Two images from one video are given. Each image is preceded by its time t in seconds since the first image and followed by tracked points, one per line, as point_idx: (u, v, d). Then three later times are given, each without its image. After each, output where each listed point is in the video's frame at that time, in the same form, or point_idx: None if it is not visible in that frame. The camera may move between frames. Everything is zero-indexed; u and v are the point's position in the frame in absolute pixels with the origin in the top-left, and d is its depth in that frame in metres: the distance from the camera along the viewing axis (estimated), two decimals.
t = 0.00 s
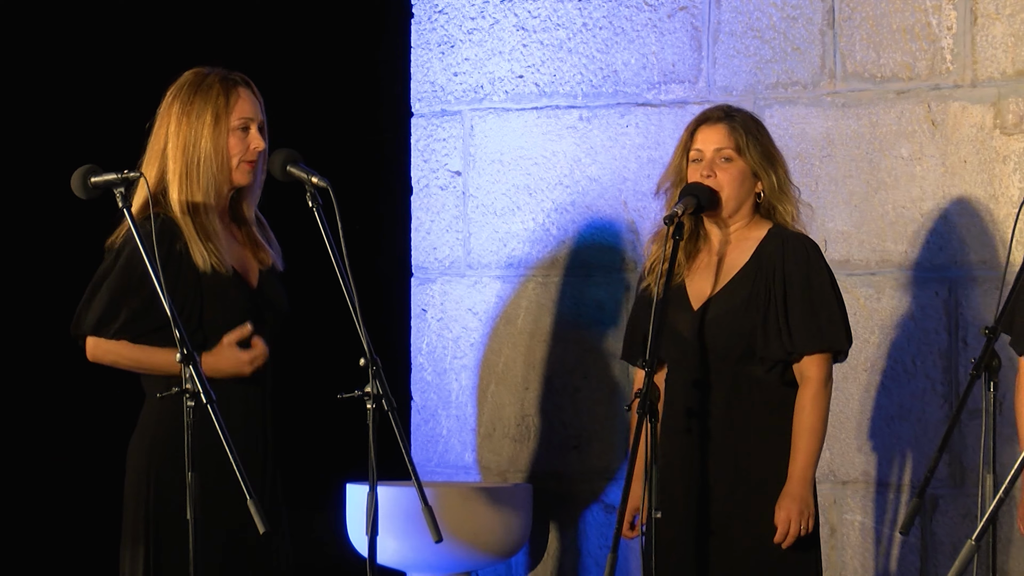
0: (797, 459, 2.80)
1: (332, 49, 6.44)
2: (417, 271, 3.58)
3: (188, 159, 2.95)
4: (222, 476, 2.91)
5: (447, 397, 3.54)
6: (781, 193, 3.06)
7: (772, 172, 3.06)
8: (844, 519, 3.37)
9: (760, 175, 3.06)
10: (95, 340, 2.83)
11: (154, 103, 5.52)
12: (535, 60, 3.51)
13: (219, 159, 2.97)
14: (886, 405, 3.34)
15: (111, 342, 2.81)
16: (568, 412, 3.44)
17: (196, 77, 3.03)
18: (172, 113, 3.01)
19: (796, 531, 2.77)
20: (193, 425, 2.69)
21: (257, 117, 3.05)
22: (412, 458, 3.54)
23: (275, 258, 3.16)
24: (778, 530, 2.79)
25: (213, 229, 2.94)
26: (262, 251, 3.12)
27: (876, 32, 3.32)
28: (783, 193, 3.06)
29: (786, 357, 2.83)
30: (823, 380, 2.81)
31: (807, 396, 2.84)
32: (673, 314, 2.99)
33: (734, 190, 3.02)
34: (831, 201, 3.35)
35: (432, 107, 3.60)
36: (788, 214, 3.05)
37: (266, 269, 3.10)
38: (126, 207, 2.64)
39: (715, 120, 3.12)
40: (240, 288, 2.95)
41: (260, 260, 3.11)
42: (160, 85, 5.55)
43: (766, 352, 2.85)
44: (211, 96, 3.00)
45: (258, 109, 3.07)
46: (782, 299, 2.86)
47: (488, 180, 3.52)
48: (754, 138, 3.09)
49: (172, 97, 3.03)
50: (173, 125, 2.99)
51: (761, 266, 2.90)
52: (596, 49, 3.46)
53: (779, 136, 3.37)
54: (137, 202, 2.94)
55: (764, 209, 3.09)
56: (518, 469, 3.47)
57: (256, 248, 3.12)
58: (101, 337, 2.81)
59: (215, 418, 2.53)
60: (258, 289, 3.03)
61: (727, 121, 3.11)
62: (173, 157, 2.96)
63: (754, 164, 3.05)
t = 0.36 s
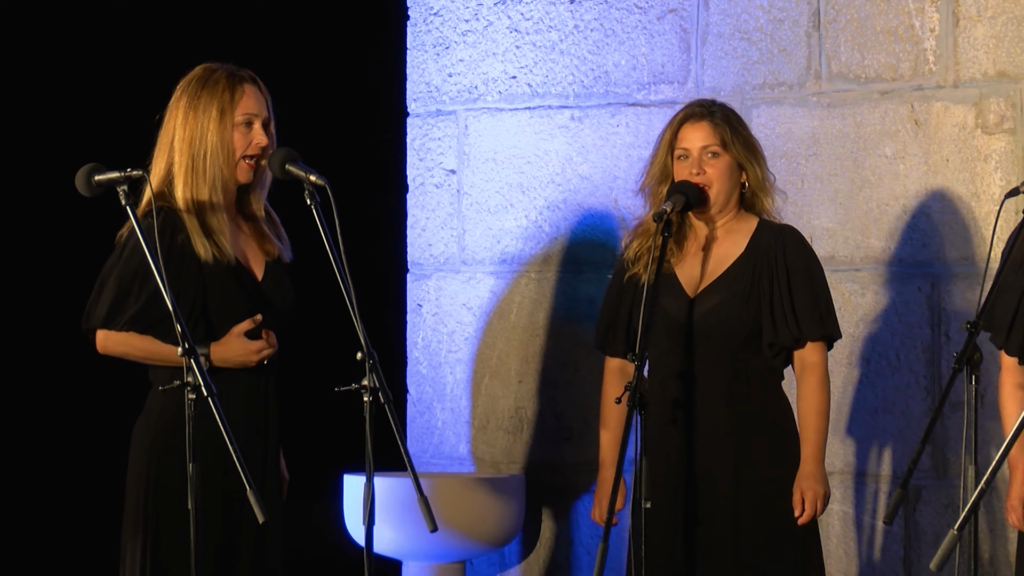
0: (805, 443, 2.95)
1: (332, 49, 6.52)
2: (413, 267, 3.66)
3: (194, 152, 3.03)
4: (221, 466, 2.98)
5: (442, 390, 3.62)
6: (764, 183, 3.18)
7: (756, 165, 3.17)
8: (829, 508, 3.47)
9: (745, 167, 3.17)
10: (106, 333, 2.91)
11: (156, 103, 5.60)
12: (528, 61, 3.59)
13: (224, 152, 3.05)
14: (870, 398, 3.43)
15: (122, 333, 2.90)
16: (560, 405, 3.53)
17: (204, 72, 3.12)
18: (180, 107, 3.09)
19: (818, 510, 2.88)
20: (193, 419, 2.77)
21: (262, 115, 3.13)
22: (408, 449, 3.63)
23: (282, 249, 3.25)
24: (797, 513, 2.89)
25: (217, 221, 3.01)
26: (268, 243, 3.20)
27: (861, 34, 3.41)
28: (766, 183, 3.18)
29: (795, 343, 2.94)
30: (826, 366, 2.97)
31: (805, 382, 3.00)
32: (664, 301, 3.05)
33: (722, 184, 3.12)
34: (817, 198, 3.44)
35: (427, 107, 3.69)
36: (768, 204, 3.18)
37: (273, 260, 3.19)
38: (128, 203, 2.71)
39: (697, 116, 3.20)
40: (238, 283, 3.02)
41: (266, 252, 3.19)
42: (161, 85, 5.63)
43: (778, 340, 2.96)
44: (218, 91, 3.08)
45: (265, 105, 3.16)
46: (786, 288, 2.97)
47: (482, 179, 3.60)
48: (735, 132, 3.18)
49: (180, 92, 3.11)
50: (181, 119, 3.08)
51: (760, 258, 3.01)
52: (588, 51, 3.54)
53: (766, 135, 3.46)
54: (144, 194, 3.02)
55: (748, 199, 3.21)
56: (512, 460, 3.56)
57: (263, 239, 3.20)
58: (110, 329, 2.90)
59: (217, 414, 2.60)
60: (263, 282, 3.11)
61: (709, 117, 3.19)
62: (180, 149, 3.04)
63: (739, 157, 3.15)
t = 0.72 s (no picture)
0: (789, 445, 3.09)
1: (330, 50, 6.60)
2: (407, 265, 3.75)
3: (196, 155, 3.12)
4: (219, 460, 3.07)
5: (435, 385, 3.70)
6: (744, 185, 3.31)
7: (736, 169, 3.30)
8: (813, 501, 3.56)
9: (727, 169, 3.29)
10: (105, 334, 3.01)
11: (157, 104, 5.69)
12: (519, 64, 3.68)
13: (224, 153, 3.14)
14: (854, 392, 3.54)
15: (121, 334, 2.98)
16: (551, 399, 3.61)
17: (200, 78, 3.21)
18: (178, 113, 3.18)
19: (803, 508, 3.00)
20: (193, 412, 2.86)
21: (259, 113, 3.22)
22: (403, 443, 3.71)
23: (283, 252, 3.34)
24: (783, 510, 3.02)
25: (218, 223, 3.10)
26: (270, 247, 3.30)
27: (845, 38, 3.49)
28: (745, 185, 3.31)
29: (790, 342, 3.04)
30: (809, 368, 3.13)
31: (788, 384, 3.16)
32: (653, 295, 3.13)
33: (707, 184, 3.22)
34: (801, 198, 3.54)
35: (421, 109, 3.77)
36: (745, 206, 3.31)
37: (274, 263, 3.27)
38: (131, 203, 2.79)
39: (683, 119, 3.31)
40: (237, 282, 3.11)
41: (267, 256, 3.28)
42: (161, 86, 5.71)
43: (774, 342, 3.05)
44: (214, 94, 3.17)
45: (260, 104, 3.24)
46: (778, 293, 3.08)
47: (474, 179, 3.69)
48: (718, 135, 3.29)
49: (178, 99, 3.20)
50: (180, 124, 3.16)
51: (751, 259, 3.12)
52: (578, 54, 3.63)
53: (751, 136, 3.55)
54: (147, 199, 3.11)
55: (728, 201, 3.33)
56: (503, 453, 3.64)
57: (265, 243, 3.29)
58: (110, 330, 2.99)
59: (216, 409, 2.68)
60: (262, 283, 3.20)
61: (693, 120, 3.30)
62: (182, 154, 3.13)
63: (722, 159, 3.28)
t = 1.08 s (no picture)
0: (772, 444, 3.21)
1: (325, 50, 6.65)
2: (399, 263, 3.83)
3: (196, 159, 3.20)
4: (216, 454, 3.15)
5: (427, 380, 3.79)
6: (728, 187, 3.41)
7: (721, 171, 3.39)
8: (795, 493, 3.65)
9: (712, 171, 3.38)
10: (105, 331, 3.10)
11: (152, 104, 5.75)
12: (509, 67, 3.76)
13: (223, 155, 3.22)
14: (835, 388, 3.63)
15: (120, 332, 3.07)
16: (540, 394, 3.70)
17: (197, 84, 3.29)
18: (177, 119, 3.26)
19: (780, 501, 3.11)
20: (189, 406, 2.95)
21: (256, 115, 3.30)
22: (395, 437, 3.80)
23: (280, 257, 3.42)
24: (769, 506, 3.13)
25: (218, 225, 3.18)
26: (267, 252, 3.37)
27: (826, 42, 3.58)
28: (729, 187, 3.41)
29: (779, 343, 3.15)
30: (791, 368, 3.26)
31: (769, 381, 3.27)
32: (638, 294, 3.21)
33: (693, 187, 3.31)
34: (784, 198, 3.63)
35: (413, 111, 3.86)
36: (727, 207, 3.43)
37: (270, 268, 3.35)
38: (128, 204, 2.87)
39: (669, 122, 3.39)
40: (234, 281, 3.19)
41: (264, 261, 3.36)
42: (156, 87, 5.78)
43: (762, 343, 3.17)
44: (212, 99, 3.25)
45: (256, 105, 3.32)
46: (764, 295, 3.19)
47: (465, 179, 3.77)
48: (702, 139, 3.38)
49: (175, 106, 3.29)
50: (179, 130, 3.25)
51: (738, 261, 3.22)
52: (566, 57, 3.72)
53: (735, 137, 3.65)
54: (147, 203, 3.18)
55: (712, 202, 3.42)
56: (493, 447, 3.73)
57: (262, 248, 3.37)
58: (110, 329, 3.07)
59: (212, 405, 2.75)
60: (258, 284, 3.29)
61: (680, 123, 3.40)
62: (181, 159, 3.21)
63: (707, 162, 3.36)
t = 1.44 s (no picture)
0: (758, 436, 3.28)
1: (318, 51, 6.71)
2: (389, 263, 3.92)
3: (192, 156, 3.28)
4: (210, 450, 3.23)
5: (416, 377, 3.88)
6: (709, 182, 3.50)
7: (700, 166, 3.48)
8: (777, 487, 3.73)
9: (692, 167, 3.47)
10: (101, 330, 3.16)
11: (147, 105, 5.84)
12: (496, 71, 3.85)
13: (220, 154, 3.31)
14: (815, 383, 3.71)
15: (117, 329, 3.15)
16: (526, 389, 3.79)
17: (192, 84, 3.37)
18: (172, 117, 3.34)
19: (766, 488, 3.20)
20: (183, 403, 3.03)
21: (252, 115, 3.39)
22: (385, 432, 3.89)
23: (270, 249, 3.51)
24: (754, 493, 3.21)
25: (211, 222, 3.27)
26: (257, 244, 3.46)
27: (806, 46, 3.67)
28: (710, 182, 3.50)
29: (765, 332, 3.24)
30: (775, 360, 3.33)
31: (754, 372, 3.36)
32: (623, 292, 3.30)
33: (673, 182, 3.40)
34: (765, 198, 3.71)
35: (402, 113, 3.94)
36: (710, 204, 3.51)
37: (261, 259, 3.44)
38: (124, 203, 2.95)
39: (648, 121, 3.49)
40: (226, 278, 3.28)
41: (255, 253, 3.45)
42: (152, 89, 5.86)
43: (747, 333, 3.25)
44: (208, 99, 3.33)
45: (250, 107, 3.40)
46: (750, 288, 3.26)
47: (454, 181, 3.86)
48: (680, 136, 3.48)
49: (171, 104, 3.36)
50: (175, 127, 3.32)
51: (723, 255, 3.30)
52: (552, 61, 3.81)
53: (717, 139, 3.74)
54: (141, 198, 3.27)
55: (695, 198, 3.51)
56: (481, 442, 3.82)
57: (252, 241, 3.46)
58: (107, 327, 3.15)
59: (206, 400, 2.84)
60: (250, 278, 3.37)
61: (658, 122, 3.49)
62: (177, 156, 3.29)
63: (686, 158, 3.46)
